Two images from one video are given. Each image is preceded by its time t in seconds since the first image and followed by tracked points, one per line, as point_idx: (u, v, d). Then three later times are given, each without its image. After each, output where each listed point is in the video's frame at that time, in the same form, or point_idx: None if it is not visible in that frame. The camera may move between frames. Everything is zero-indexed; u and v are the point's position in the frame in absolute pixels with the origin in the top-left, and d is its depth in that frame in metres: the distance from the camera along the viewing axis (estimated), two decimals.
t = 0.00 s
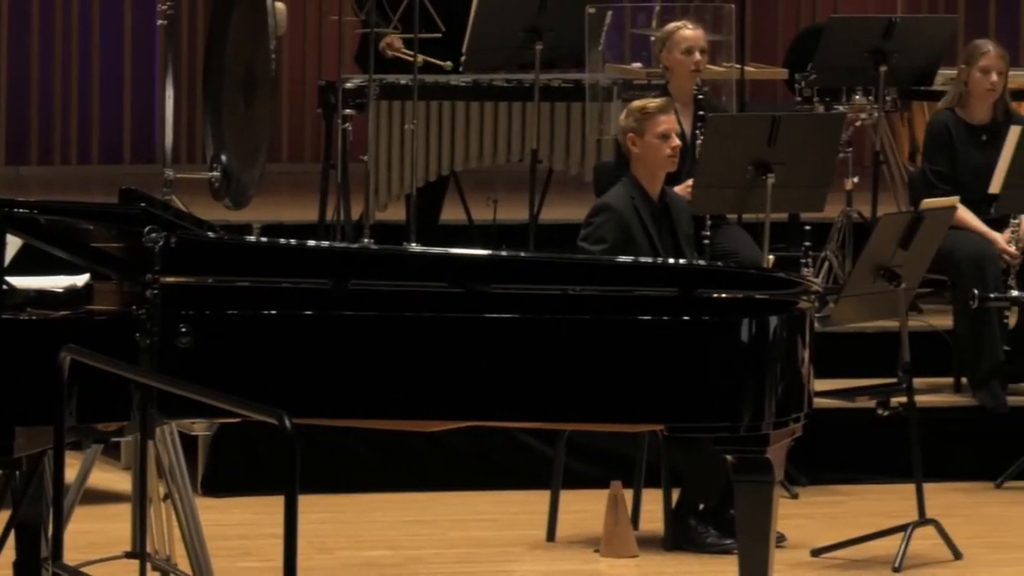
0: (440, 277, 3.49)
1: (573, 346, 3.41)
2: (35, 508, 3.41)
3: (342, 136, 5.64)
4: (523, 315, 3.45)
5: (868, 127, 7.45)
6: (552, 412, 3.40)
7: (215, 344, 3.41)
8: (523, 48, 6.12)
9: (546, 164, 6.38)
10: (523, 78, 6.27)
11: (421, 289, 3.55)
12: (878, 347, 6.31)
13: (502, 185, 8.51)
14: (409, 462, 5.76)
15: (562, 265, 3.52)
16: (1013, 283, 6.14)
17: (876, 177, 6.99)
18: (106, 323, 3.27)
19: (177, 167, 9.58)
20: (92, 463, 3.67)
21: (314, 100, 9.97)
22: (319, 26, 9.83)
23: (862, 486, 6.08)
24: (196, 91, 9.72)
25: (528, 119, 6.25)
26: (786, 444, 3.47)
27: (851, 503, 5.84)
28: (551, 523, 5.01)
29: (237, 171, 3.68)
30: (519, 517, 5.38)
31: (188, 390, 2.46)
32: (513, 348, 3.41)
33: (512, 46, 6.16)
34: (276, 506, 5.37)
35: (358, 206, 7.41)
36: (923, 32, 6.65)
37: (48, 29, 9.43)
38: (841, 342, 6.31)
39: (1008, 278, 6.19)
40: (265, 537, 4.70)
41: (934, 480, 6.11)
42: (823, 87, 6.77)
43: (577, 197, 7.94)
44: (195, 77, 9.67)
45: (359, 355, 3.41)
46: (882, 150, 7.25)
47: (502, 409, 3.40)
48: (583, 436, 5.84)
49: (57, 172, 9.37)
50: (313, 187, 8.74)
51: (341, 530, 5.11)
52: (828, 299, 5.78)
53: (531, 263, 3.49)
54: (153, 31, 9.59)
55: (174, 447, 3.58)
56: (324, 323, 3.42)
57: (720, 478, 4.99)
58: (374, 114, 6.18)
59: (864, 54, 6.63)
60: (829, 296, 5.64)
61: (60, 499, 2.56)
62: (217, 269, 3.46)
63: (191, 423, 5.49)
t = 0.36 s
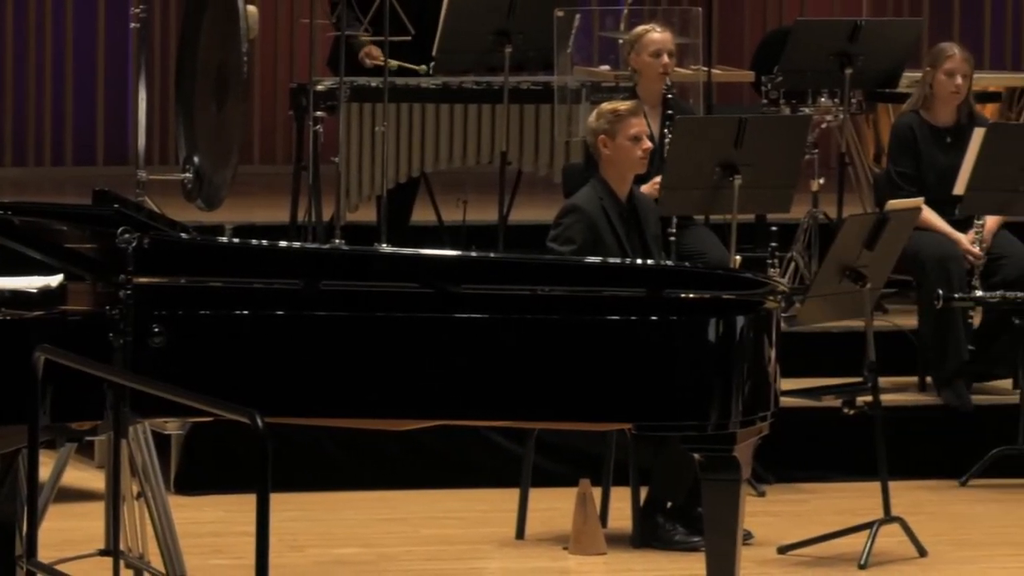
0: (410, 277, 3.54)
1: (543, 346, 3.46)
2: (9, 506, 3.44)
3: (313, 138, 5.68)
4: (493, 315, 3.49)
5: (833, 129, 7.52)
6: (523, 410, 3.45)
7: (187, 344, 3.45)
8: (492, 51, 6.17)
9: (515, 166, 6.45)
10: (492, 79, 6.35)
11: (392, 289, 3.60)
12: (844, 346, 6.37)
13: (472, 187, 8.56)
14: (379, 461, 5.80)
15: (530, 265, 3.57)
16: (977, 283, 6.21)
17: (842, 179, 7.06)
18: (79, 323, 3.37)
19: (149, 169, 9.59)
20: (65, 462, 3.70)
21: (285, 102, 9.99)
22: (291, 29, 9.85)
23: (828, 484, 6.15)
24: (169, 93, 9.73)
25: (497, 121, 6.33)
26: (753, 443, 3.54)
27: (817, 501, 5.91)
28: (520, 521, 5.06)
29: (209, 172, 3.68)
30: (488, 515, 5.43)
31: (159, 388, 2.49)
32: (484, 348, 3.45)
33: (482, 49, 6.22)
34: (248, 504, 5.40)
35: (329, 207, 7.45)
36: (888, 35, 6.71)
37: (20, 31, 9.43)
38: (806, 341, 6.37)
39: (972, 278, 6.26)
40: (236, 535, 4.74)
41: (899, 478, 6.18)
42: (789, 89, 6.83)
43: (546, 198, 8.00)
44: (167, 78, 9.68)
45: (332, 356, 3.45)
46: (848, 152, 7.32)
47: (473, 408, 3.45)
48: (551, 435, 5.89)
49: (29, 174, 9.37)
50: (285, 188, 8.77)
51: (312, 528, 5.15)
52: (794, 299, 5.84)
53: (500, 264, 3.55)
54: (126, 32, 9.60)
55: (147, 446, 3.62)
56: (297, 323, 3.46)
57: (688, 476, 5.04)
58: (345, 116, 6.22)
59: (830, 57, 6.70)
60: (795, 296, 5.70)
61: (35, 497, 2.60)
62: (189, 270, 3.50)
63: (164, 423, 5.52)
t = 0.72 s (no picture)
0: (385, 278, 3.59)
1: (516, 346, 3.51)
2: None
3: (287, 140, 5.73)
4: (465, 315, 3.54)
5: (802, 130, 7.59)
6: (496, 409, 3.51)
7: (163, 343, 3.49)
8: (465, 54, 6.22)
9: (488, 168, 6.51)
10: (464, 81, 6.40)
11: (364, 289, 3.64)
12: (812, 346, 6.44)
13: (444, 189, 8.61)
14: (352, 459, 5.84)
15: (501, 266, 3.61)
16: (944, 283, 6.29)
17: (811, 180, 7.13)
18: (55, 323, 3.41)
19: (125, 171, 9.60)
20: (41, 461, 3.73)
21: (260, 104, 10.01)
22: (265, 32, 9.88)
23: (797, 482, 6.21)
24: (144, 96, 9.74)
25: (468, 123, 6.38)
26: (722, 440, 3.61)
27: (787, 499, 5.97)
28: (492, 518, 5.10)
29: (185, 174, 3.75)
30: (461, 513, 5.47)
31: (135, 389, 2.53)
32: (457, 347, 3.50)
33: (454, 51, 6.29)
34: (222, 502, 5.44)
35: (302, 209, 7.49)
36: (855, 38, 6.78)
37: None
38: (776, 339, 6.43)
39: (939, 278, 6.34)
40: (212, 533, 4.77)
41: (867, 476, 6.25)
42: (759, 92, 6.90)
43: (518, 199, 8.05)
44: (144, 81, 9.69)
45: (306, 355, 3.50)
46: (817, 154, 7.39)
47: (447, 406, 3.50)
48: (523, 433, 5.94)
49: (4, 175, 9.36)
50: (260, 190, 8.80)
51: (286, 526, 5.18)
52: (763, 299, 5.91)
53: (473, 264, 3.60)
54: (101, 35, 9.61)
55: (123, 445, 3.65)
56: (270, 322, 3.50)
57: (658, 474, 5.04)
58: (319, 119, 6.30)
59: (797, 59, 6.77)
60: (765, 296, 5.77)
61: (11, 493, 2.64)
62: (163, 271, 3.54)
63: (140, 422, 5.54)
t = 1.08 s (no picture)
0: (359, 278, 3.63)
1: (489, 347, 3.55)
2: None
3: (262, 141, 5.76)
4: (439, 315, 3.58)
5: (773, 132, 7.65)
6: (470, 408, 3.55)
7: (139, 343, 3.52)
8: (439, 55, 6.29)
9: (462, 169, 6.55)
10: (438, 83, 6.45)
11: (340, 289, 3.68)
12: (782, 345, 6.51)
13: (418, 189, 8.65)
14: (326, 458, 5.87)
15: (472, 266, 3.66)
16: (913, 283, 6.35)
17: (781, 180, 7.19)
18: (32, 323, 3.45)
19: (102, 172, 9.61)
20: (19, 459, 3.76)
21: (235, 106, 10.03)
22: (241, 34, 9.89)
23: (768, 480, 6.27)
24: (121, 97, 9.75)
25: (442, 125, 6.43)
26: (693, 439, 3.67)
27: (757, 496, 6.03)
28: (465, 516, 5.15)
29: (160, 174, 3.78)
30: (434, 511, 5.51)
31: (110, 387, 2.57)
32: (431, 347, 3.54)
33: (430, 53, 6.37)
34: (198, 500, 5.47)
35: (277, 209, 7.52)
36: (825, 40, 6.85)
37: None
38: (746, 338, 6.50)
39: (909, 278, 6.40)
40: (188, 531, 4.81)
41: (837, 474, 6.31)
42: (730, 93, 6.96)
43: (490, 200, 8.10)
44: (120, 82, 9.70)
45: (282, 355, 3.54)
46: (787, 155, 7.45)
47: (421, 405, 3.54)
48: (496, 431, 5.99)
49: None
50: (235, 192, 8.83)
51: (261, 524, 5.22)
52: (735, 298, 5.97)
53: (447, 265, 3.64)
54: (78, 36, 9.61)
55: (100, 443, 3.69)
56: (245, 322, 3.53)
57: (630, 473, 5.13)
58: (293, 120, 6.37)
59: (768, 61, 6.82)
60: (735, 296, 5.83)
61: None
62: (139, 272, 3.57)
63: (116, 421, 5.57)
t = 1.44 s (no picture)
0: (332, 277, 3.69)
1: (461, 344, 3.60)
2: None
3: (236, 144, 5.81)
4: (412, 314, 3.63)
5: (741, 134, 7.73)
6: (441, 407, 3.61)
7: (115, 342, 3.56)
8: (410, 58, 6.43)
9: (433, 170, 6.61)
10: (410, 85, 6.51)
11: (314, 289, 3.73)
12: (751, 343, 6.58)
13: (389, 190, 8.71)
14: (299, 456, 5.91)
15: (446, 267, 3.76)
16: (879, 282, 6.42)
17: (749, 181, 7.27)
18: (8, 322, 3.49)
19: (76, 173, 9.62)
20: None
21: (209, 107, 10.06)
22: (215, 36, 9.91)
23: (738, 478, 6.34)
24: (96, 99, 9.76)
25: (414, 127, 6.48)
26: (663, 436, 3.73)
27: (727, 494, 6.10)
28: (438, 513, 5.20)
29: (135, 176, 3.83)
30: (406, 508, 5.56)
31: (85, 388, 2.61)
32: (405, 346, 3.59)
33: (401, 55, 6.45)
34: (173, 498, 5.50)
35: (250, 210, 7.56)
36: (793, 43, 6.93)
37: None
38: (716, 337, 6.56)
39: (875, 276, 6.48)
40: (164, 528, 4.84)
41: (805, 471, 6.39)
42: (698, 95, 7.02)
43: (462, 201, 8.15)
44: (95, 84, 9.71)
45: (256, 353, 3.58)
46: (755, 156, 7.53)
47: (394, 403, 3.60)
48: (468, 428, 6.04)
49: None
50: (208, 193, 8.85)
51: (236, 521, 5.26)
52: (704, 299, 6.04)
53: (418, 264, 3.70)
54: (52, 38, 9.62)
55: (74, 442, 3.73)
56: (220, 321, 3.58)
57: (600, 472, 5.19)
58: (268, 122, 6.42)
59: (736, 63, 6.90)
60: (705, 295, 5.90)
61: None
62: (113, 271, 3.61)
63: (93, 420, 5.59)
